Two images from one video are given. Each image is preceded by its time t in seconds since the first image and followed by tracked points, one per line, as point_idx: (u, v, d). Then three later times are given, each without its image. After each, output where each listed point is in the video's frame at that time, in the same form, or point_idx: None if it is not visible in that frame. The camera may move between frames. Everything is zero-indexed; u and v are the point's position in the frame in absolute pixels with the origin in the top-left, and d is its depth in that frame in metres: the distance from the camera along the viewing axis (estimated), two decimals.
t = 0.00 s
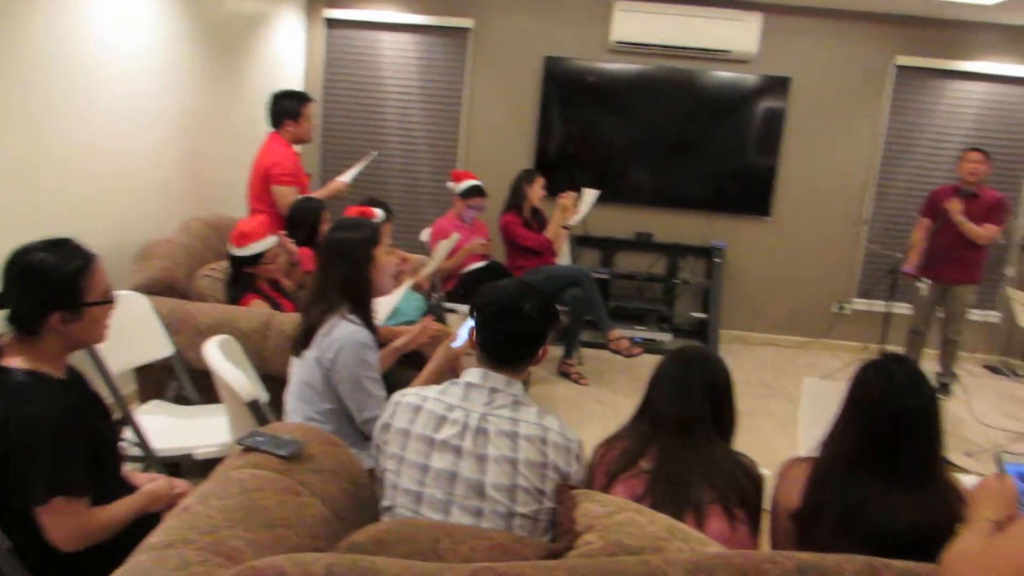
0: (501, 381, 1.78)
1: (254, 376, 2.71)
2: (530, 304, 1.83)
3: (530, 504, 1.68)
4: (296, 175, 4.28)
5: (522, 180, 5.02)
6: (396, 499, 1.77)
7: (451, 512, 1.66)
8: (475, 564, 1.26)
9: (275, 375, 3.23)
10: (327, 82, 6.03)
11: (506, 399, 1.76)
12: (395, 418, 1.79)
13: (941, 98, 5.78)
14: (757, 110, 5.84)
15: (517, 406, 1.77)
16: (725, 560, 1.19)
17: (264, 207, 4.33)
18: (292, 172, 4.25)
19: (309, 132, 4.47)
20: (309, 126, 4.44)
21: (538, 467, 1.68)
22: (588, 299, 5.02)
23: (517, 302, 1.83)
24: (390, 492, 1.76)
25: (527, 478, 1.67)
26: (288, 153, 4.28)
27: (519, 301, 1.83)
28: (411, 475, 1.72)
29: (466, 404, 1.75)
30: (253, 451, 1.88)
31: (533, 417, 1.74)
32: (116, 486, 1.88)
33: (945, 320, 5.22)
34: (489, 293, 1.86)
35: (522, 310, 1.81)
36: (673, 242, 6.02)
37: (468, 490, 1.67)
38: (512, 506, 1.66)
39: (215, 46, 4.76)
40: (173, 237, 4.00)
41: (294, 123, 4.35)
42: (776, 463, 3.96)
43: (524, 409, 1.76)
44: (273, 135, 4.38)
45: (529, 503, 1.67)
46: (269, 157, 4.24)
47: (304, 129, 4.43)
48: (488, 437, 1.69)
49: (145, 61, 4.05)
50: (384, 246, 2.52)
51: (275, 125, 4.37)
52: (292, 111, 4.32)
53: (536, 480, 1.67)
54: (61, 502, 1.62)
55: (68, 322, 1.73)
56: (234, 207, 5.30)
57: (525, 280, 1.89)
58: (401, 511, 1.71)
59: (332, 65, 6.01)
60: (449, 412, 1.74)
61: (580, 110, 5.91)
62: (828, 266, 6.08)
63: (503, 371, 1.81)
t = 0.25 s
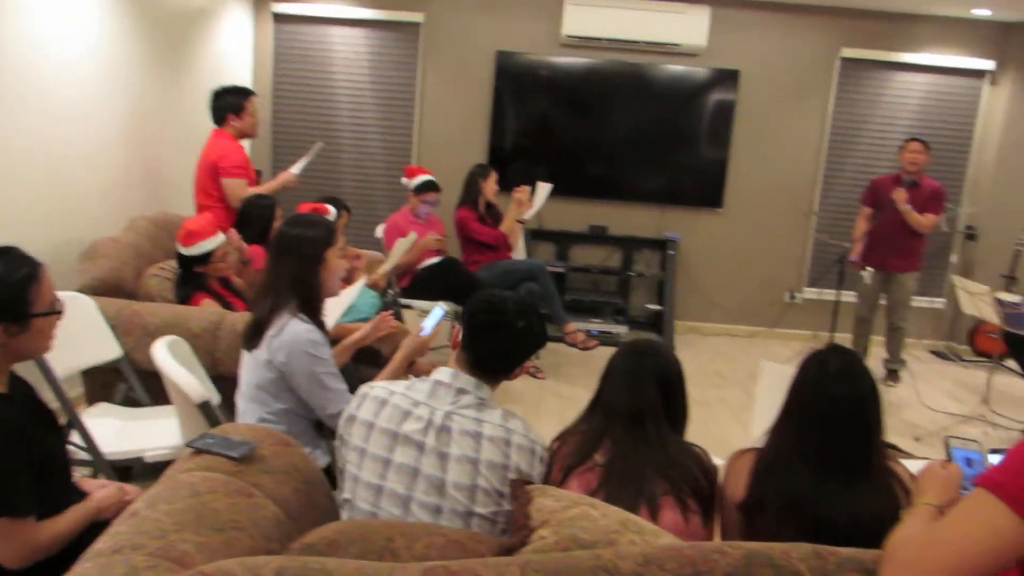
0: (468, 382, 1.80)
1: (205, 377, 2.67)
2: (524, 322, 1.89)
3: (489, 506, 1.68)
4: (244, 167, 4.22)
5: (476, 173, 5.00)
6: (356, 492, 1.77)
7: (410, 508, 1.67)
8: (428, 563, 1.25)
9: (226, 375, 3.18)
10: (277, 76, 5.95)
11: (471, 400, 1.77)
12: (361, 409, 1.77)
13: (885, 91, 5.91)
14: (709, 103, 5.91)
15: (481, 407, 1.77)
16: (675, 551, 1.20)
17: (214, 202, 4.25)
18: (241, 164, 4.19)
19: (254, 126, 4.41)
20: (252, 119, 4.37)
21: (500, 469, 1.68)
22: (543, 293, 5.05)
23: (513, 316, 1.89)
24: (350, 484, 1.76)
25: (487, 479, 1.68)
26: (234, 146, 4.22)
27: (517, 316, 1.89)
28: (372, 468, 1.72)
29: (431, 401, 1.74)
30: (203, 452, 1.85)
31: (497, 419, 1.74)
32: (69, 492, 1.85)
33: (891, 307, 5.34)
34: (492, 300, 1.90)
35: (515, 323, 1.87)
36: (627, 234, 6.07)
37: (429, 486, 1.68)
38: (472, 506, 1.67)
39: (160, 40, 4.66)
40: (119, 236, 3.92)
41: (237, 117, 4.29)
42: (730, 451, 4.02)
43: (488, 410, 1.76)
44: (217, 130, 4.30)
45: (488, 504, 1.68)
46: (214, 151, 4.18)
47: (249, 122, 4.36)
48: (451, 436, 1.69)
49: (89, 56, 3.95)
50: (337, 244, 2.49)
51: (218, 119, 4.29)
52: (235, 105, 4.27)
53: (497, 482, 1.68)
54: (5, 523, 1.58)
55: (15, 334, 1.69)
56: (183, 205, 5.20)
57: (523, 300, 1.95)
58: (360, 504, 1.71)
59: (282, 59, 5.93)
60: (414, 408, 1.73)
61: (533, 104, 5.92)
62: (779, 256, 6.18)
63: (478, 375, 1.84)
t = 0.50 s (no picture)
0: (428, 379, 1.76)
1: (162, 381, 2.63)
2: (482, 321, 1.87)
3: (452, 501, 1.67)
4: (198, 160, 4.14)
5: (436, 170, 4.97)
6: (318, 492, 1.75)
7: (372, 506, 1.66)
8: (389, 564, 1.25)
9: (185, 378, 3.13)
10: (233, 73, 5.86)
11: (432, 396, 1.75)
12: (322, 409, 1.75)
13: (839, 83, 6.00)
14: (667, 95, 5.95)
15: (442, 403, 1.75)
16: (636, 544, 1.21)
17: (169, 200, 4.16)
18: (195, 157, 4.11)
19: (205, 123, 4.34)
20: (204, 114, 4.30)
21: (462, 464, 1.68)
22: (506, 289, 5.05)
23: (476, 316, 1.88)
24: (311, 485, 1.74)
25: (449, 474, 1.67)
26: (186, 142, 4.14)
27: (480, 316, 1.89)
28: (334, 468, 1.70)
29: (392, 399, 1.73)
30: (161, 458, 1.81)
31: (459, 414, 1.73)
32: (21, 501, 1.81)
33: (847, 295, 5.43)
34: (451, 296, 1.89)
35: (477, 324, 1.87)
36: (589, 228, 6.09)
37: (391, 483, 1.67)
38: (434, 502, 1.66)
39: (110, 37, 4.57)
40: (71, 237, 3.83)
41: (188, 112, 4.22)
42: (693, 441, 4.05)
43: (450, 405, 1.75)
44: (168, 127, 4.22)
45: (450, 499, 1.67)
46: (166, 147, 4.11)
47: (202, 117, 4.29)
48: (412, 432, 1.67)
49: (37, 53, 3.85)
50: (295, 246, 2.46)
51: (168, 117, 4.22)
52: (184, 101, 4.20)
53: (459, 478, 1.67)
54: None
55: None
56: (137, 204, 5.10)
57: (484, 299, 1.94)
58: (322, 504, 1.70)
59: (238, 54, 5.84)
60: (375, 405, 1.71)
61: (493, 99, 5.91)
62: (739, 247, 6.25)
63: (434, 372, 1.82)
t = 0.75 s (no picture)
0: (376, 374, 1.75)
1: (119, 385, 2.58)
2: (418, 306, 1.84)
3: (410, 496, 1.67)
4: (153, 156, 4.07)
5: (398, 167, 4.94)
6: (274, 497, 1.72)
7: (330, 507, 1.64)
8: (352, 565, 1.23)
9: (142, 381, 3.08)
10: (188, 69, 5.76)
11: (383, 391, 1.73)
12: (272, 413, 1.72)
13: (797, 76, 6.07)
14: (628, 89, 5.97)
15: (394, 398, 1.74)
16: (599, 540, 1.21)
17: (124, 198, 4.08)
18: (150, 153, 4.04)
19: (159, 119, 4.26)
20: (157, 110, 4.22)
21: (417, 457, 1.67)
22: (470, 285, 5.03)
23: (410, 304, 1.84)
24: (268, 490, 1.71)
25: (406, 468, 1.66)
26: (139, 138, 4.07)
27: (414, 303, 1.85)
28: (289, 471, 1.68)
29: (343, 397, 1.70)
30: (118, 463, 1.77)
31: (412, 408, 1.71)
32: None
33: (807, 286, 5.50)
34: (379, 290, 1.86)
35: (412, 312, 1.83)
36: (551, 223, 6.10)
37: (347, 482, 1.65)
38: (392, 497, 1.65)
39: (61, 32, 4.46)
40: (22, 238, 3.73)
41: (142, 107, 4.14)
42: (657, 433, 4.09)
43: (402, 400, 1.73)
44: (120, 123, 4.13)
45: (409, 494, 1.66)
46: (119, 143, 4.03)
47: (155, 113, 4.21)
48: (366, 429, 1.65)
49: None
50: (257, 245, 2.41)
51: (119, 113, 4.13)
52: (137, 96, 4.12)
53: (416, 472, 1.66)
54: None
55: None
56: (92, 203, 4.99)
57: (416, 286, 1.91)
58: (280, 509, 1.67)
59: (193, 50, 5.74)
60: (326, 405, 1.69)
61: (454, 94, 5.88)
62: (701, 240, 6.30)
63: (381, 367, 1.78)
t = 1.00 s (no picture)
0: (324, 377, 1.73)
1: (75, 394, 2.51)
2: (347, 302, 1.78)
3: (366, 496, 1.64)
4: (108, 159, 3.98)
5: (360, 167, 4.90)
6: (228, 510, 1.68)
7: (285, 514, 1.60)
8: None
9: (99, 388, 3.01)
10: (145, 68, 5.65)
11: (332, 393, 1.71)
12: (219, 427, 1.68)
13: (756, 75, 6.14)
14: (589, 89, 5.99)
15: (344, 398, 1.71)
16: (563, 545, 1.20)
17: (79, 202, 4.00)
18: (105, 156, 3.95)
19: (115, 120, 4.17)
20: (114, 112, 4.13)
21: (371, 456, 1.65)
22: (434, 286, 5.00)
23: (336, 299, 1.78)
24: (221, 503, 1.67)
25: (360, 468, 1.64)
26: (95, 140, 3.98)
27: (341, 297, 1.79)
28: (241, 483, 1.64)
29: (291, 403, 1.67)
30: (74, 473, 1.72)
31: (361, 407, 1.69)
32: None
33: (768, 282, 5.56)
34: (304, 290, 1.80)
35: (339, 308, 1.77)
36: (515, 223, 6.09)
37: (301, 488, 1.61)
38: (348, 499, 1.63)
39: (11, 31, 4.35)
40: None
41: (98, 107, 4.04)
42: (623, 431, 4.11)
43: (351, 400, 1.71)
44: (75, 124, 4.04)
45: (365, 494, 1.64)
46: (74, 146, 3.94)
47: (111, 115, 4.12)
48: (316, 433, 1.63)
49: None
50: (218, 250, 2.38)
51: (75, 114, 4.04)
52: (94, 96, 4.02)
53: (370, 470, 1.65)
54: None
55: None
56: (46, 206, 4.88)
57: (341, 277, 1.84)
58: (234, 522, 1.63)
59: (149, 49, 5.64)
60: (274, 413, 1.65)
61: (415, 93, 5.85)
62: (664, 238, 6.34)
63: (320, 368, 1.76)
